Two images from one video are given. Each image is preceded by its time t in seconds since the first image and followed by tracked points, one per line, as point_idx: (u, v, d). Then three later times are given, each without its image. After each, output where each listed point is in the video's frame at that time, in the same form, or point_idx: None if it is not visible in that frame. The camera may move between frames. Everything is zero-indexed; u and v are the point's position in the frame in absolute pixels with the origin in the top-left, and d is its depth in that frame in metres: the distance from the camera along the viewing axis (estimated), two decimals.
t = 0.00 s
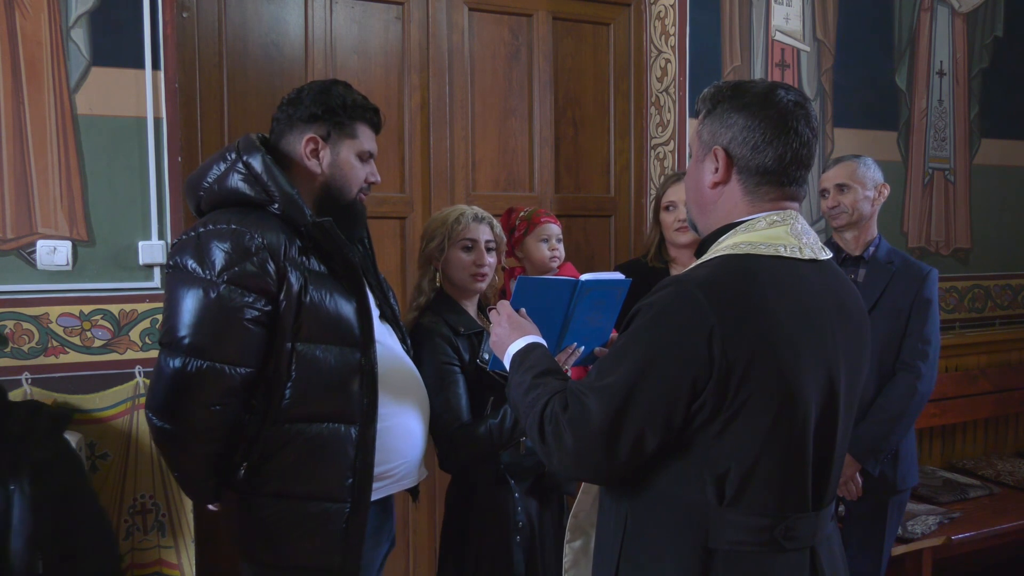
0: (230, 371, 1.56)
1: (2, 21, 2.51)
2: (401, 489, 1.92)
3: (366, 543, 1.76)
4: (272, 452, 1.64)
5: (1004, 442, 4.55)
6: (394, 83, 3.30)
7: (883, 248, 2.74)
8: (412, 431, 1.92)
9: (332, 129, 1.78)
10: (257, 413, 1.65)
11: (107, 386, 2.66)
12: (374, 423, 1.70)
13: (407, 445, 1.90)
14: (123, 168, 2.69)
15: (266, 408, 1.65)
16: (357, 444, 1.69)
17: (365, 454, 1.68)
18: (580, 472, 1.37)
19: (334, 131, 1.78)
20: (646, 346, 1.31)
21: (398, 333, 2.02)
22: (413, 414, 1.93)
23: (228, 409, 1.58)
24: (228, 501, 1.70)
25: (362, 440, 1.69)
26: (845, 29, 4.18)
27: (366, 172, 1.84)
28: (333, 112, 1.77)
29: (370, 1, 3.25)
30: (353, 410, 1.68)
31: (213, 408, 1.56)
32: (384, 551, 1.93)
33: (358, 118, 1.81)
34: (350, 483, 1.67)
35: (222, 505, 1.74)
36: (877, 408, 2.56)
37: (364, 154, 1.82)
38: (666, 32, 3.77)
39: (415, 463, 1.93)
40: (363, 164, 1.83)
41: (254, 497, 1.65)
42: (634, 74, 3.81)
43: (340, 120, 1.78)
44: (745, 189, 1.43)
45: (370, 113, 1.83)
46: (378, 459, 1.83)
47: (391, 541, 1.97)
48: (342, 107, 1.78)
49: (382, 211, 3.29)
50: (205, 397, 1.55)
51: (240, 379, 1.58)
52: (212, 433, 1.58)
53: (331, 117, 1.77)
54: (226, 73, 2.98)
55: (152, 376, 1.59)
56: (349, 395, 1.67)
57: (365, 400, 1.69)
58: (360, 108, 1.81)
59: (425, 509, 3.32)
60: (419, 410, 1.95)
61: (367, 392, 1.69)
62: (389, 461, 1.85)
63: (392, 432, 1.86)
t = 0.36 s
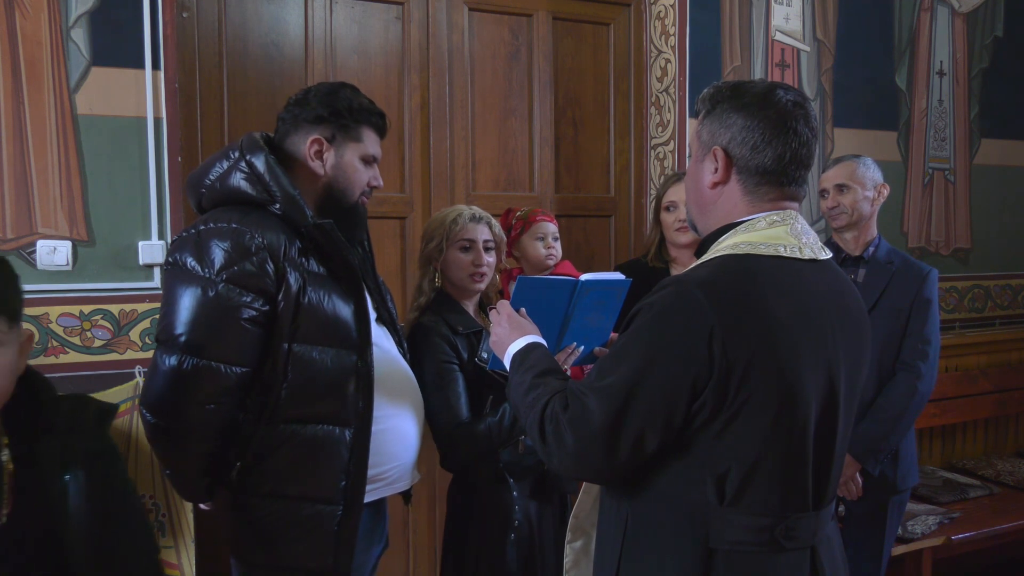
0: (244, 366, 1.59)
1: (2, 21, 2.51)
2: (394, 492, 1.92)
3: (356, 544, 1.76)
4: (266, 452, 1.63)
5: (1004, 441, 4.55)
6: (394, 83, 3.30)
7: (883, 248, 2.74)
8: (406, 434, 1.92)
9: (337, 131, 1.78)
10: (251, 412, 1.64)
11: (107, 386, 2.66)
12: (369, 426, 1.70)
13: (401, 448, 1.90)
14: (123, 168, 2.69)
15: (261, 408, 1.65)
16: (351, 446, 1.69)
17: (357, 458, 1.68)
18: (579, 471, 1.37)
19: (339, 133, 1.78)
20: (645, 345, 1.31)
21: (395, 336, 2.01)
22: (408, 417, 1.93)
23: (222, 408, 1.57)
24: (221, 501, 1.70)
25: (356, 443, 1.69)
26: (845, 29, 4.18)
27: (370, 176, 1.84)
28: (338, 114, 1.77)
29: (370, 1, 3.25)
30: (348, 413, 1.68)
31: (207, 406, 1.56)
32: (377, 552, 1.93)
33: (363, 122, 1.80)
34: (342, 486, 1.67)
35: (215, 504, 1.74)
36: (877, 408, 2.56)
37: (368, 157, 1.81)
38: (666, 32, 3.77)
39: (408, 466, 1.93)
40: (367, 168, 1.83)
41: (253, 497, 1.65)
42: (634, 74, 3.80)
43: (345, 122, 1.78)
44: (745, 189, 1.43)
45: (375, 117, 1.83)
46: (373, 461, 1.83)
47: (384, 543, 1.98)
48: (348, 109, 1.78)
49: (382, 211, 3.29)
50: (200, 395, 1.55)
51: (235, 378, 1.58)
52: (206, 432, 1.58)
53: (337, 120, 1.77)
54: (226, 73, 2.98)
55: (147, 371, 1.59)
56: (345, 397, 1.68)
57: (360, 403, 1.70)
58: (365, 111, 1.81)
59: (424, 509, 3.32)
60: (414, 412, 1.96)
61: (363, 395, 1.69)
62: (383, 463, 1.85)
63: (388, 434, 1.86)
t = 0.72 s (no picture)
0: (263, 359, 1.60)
1: (2, 21, 2.51)
2: (393, 492, 1.92)
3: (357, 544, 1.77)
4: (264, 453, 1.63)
5: (1005, 441, 4.55)
6: (394, 82, 3.30)
7: (882, 248, 2.74)
8: (406, 434, 1.93)
9: (341, 131, 1.78)
10: (252, 412, 1.62)
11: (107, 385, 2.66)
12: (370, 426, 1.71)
13: (401, 448, 1.90)
14: (124, 168, 2.69)
15: (261, 407, 1.63)
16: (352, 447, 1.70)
17: (359, 458, 1.69)
18: (578, 471, 1.37)
19: (342, 134, 1.78)
20: (645, 346, 1.31)
21: (395, 336, 2.01)
22: (407, 416, 1.94)
23: (224, 408, 1.55)
24: (220, 501, 1.70)
25: (358, 443, 1.70)
26: (845, 29, 4.18)
27: (371, 177, 1.84)
28: (342, 115, 1.77)
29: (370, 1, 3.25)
30: (349, 413, 1.69)
31: (208, 406, 1.53)
32: (377, 552, 1.93)
33: (366, 123, 1.81)
34: (343, 486, 1.68)
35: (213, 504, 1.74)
36: (876, 408, 2.56)
37: (371, 158, 1.82)
38: (666, 32, 3.77)
39: (407, 467, 1.94)
40: (369, 169, 1.83)
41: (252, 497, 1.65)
42: (634, 74, 3.80)
43: (349, 124, 1.78)
44: (742, 189, 1.43)
45: (378, 118, 1.83)
46: (374, 461, 1.83)
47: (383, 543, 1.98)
48: (351, 110, 1.78)
49: (382, 211, 3.29)
50: (202, 395, 1.53)
51: (237, 378, 1.56)
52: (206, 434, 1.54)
53: (340, 120, 1.77)
54: (226, 73, 2.98)
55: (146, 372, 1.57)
56: (346, 397, 1.68)
57: (361, 403, 1.70)
58: (368, 112, 1.81)
59: (424, 509, 3.33)
60: (413, 411, 1.96)
61: (364, 395, 1.70)
62: (383, 463, 1.85)
63: (388, 434, 1.87)
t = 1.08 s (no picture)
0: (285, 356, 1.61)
1: (2, 21, 2.51)
2: (395, 493, 1.92)
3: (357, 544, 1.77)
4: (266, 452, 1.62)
5: (1005, 441, 4.55)
6: (394, 82, 3.31)
7: (882, 248, 2.74)
8: (409, 434, 1.93)
9: (344, 132, 1.78)
10: (253, 412, 1.62)
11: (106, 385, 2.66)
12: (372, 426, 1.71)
13: (403, 448, 1.91)
14: (124, 168, 2.70)
15: (263, 407, 1.63)
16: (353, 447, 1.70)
17: (361, 458, 1.70)
18: (579, 471, 1.37)
19: (346, 134, 1.78)
20: (645, 345, 1.31)
21: (397, 336, 2.01)
22: (410, 417, 1.94)
23: (225, 408, 1.55)
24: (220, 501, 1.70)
25: (359, 443, 1.70)
26: (845, 29, 4.18)
27: (374, 177, 1.84)
28: (345, 116, 1.77)
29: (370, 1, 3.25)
30: (351, 413, 1.69)
31: (211, 405, 1.53)
32: (377, 552, 1.93)
33: (370, 123, 1.81)
34: (346, 486, 1.68)
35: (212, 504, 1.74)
36: (876, 408, 2.56)
37: (374, 158, 1.82)
38: (666, 32, 3.77)
39: (409, 467, 1.94)
40: (372, 170, 1.83)
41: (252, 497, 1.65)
42: (634, 74, 3.80)
43: (352, 124, 1.78)
44: (741, 189, 1.43)
45: (381, 118, 1.83)
46: (376, 461, 1.83)
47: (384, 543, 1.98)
48: (355, 110, 1.78)
49: (382, 211, 3.29)
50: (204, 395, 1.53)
51: (239, 377, 1.57)
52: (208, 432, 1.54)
53: (344, 120, 1.77)
54: (226, 73, 2.98)
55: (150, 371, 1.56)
56: (347, 397, 1.69)
57: (363, 403, 1.71)
58: (372, 112, 1.81)
59: (424, 509, 3.33)
60: (415, 412, 1.96)
61: (366, 395, 1.71)
62: (385, 463, 1.86)
63: (389, 434, 1.87)
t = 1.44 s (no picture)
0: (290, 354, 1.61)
1: (2, 21, 2.51)
2: (398, 493, 1.92)
3: (358, 543, 1.76)
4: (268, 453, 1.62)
5: (1005, 442, 4.55)
6: (394, 82, 3.30)
7: (882, 248, 2.74)
8: (411, 435, 1.93)
9: (347, 132, 1.78)
10: (255, 411, 1.64)
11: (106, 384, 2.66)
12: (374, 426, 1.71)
13: (405, 449, 1.90)
14: (124, 168, 2.69)
15: (265, 407, 1.65)
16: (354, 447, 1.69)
17: (362, 458, 1.69)
18: (581, 472, 1.37)
19: (349, 134, 1.78)
20: (646, 345, 1.31)
21: (399, 336, 2.01)
22: (413, 417, 1.94)
23: (228, 407, 1.56)
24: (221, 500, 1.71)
25: (361, 443, 1.70)
26: (845, 29, 4.18)
27: (378, 177, 1.84)
28: (349, 116, 1.77)
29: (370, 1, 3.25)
30: (353, 413, 1.69)
31: (214, 404, 1.54)
32: (378, 552, 1.93)
33: (373, 124, 1.81)
34: (347, 486, 1.68)
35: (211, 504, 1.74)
36: (876, 408, 2.56)
37: (377, 158, 1.82)
38: (666, 32, 3.77)
39: (411, 467, 1.94)
40: (375, 170, 1.83)
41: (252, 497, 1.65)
42: (634, 74, 3.80)
43: (356, 124, 1.78)
44: (742, 189, 1.43)
45: (385, 118, 1.83)
46: (379, 462, 1.83)
47: (385, 543, 1.97)
48: (358, 111, 1.78)
49: (382, 211, 3.29)
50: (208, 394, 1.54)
51: (242, 376, 1.57)
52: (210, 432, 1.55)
53: (348, 121, 1.77)
54: (226, 73, 2.98)
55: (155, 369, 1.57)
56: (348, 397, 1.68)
57: (365, 403, 1.70)
58: (375, 112, 1.81)
59: (424, 509, 3.33)
60: (418, 412, 1.96)
61: (368, 395, 1.71)
62: (388, 464, 1.86)
63: (392, 435, 1.87)
